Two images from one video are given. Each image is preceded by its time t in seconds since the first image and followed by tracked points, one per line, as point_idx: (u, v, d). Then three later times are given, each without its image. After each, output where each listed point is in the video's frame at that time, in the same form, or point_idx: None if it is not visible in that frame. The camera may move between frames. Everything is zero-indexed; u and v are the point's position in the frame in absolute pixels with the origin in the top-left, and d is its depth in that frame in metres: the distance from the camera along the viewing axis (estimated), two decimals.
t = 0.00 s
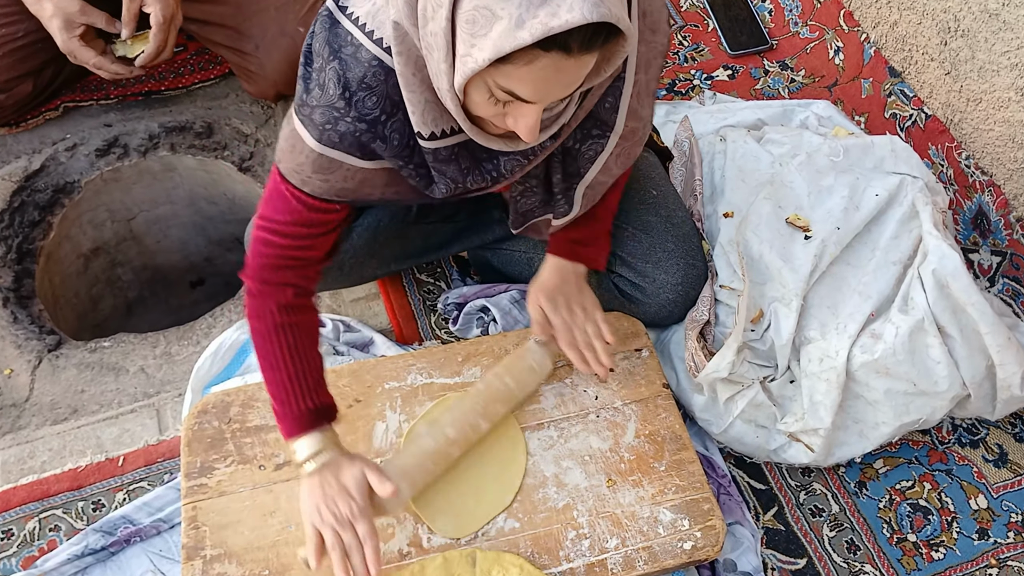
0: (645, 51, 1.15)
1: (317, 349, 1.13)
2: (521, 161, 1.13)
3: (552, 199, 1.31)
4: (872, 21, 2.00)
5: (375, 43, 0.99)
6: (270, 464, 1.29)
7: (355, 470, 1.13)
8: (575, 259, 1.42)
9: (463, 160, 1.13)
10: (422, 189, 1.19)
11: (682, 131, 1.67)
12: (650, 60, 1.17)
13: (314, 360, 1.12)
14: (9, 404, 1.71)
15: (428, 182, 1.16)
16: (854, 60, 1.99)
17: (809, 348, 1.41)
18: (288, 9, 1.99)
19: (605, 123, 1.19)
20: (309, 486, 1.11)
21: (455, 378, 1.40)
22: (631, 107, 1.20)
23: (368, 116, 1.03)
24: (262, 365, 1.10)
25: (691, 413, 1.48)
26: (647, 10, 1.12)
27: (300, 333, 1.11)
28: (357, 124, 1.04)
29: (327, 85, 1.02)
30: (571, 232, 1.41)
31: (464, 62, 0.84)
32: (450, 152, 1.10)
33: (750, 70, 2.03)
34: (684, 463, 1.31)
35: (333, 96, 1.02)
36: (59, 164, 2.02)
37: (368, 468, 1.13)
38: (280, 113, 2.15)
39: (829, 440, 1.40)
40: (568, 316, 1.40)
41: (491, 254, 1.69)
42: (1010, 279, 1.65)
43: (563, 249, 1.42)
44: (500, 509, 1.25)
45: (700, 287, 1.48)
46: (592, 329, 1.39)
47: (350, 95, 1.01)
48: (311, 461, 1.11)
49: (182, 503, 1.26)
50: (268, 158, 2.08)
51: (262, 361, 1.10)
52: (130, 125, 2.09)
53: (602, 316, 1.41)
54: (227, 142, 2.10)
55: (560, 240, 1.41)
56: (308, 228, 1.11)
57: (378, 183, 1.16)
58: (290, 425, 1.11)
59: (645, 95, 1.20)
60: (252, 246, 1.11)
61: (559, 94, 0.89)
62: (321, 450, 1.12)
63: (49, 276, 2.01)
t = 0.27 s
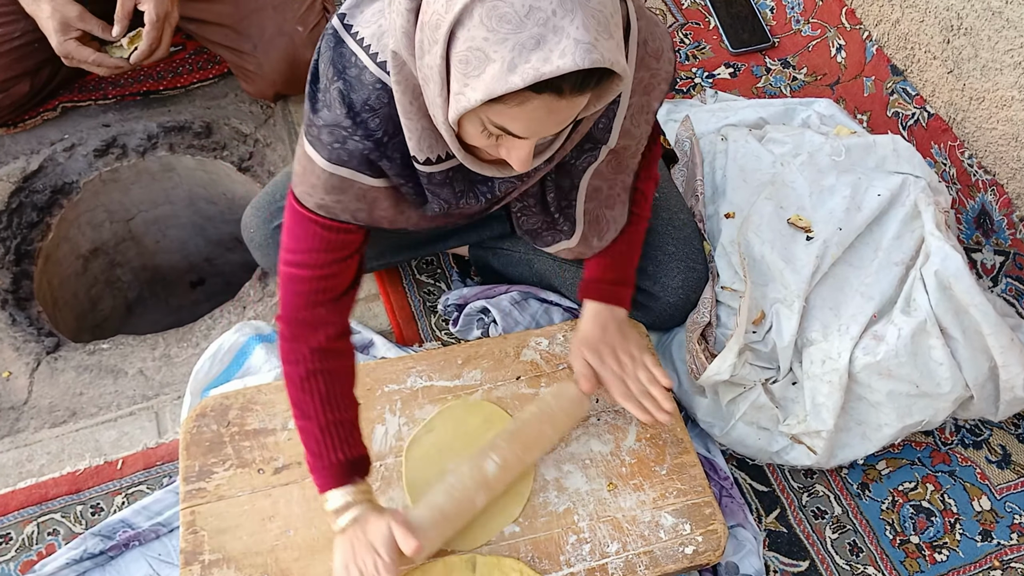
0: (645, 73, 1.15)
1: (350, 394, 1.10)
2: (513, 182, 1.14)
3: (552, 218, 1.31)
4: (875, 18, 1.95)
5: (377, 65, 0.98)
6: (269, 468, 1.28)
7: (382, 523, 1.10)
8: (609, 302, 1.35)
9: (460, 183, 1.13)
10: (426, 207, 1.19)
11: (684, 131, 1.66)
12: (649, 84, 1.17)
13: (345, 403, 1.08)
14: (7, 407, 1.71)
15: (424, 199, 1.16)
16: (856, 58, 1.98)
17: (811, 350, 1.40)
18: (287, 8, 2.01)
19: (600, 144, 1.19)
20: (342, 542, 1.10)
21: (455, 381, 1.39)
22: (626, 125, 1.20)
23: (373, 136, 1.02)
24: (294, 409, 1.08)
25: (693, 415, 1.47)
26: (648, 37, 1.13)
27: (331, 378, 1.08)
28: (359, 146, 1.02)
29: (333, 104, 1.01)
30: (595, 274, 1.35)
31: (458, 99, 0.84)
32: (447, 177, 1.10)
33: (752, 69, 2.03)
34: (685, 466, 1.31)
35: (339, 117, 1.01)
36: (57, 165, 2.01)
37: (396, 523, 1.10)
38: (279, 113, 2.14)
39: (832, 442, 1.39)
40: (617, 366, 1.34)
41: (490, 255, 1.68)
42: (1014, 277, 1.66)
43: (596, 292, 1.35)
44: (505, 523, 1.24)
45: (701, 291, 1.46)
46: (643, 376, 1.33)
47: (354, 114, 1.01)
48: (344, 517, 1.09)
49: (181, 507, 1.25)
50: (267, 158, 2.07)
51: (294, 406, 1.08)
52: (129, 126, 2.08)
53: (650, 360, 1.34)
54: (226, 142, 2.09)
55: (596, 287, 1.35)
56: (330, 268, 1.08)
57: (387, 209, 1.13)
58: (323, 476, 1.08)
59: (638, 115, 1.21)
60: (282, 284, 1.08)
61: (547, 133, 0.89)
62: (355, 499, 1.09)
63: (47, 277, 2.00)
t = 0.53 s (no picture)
0: (655, 79, 1.15)
1: (277, 319, 1.18)
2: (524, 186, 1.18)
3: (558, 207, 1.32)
4: (874, 19, 1.96)
5: (380, 70, 0.99)
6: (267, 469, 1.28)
7: (314, 444, 1.18)
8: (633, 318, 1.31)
9: (466, 189, 1.15)
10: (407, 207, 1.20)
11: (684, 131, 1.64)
12: (660, 88, 1.17)
13: (272, 323, 1.16)
14: (5, 407, 1.71)
15: (420, 203, 1.18)
16: (856, 58, 1.98)
17: (811, 351, 1.40)
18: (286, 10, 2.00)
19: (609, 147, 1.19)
20: (270, 459, 1.16)
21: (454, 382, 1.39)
22: (635, 131, 1.21)
23: (362, 140, 1.03)
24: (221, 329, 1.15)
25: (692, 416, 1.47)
26: (657, 38, 1.11)
27: (258, 301, 1.16)
28: (348, 147, 1.04)
29: (324, 103, 1.01)
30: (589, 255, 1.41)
31: (468, 103, 0.85)
32: (449, 183, 1.12)
33: (751, 68, 2.03)
34: (684, 467, 1.30)
35: (328, 117, 1.01)
36: (56, 164, 2.01)
37: (328, 443, 1.18)
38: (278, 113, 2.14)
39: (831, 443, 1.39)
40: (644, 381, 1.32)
41: (490, 256, 1.68)
42: (1013, 279, 1.65)
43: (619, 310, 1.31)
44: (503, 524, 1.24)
45: (700, 290, 1.47)
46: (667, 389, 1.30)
47: (346, 117, 1.01)
48: (270, 439, 1.16)
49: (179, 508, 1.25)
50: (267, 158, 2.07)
51: (225, 326, 1.14)
52: (128, 125, 2.08)
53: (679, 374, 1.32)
54: (225, 142, 2.08)
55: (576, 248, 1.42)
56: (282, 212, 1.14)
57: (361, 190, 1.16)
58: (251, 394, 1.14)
59: (650, 121, 1.21)
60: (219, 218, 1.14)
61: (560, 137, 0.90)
62: (280, 415, 1.16)
63: (46, 277, 2.00)
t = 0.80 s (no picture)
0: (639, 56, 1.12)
1: (375, 387, 1.10)
2: (511, 162, 1.12)
3: (546, 202, 1.30)
4: (874, 19, 1.97)
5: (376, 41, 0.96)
6: (267, 468, 1.28)
7: (405, 527, 1.12)
8: (659, 348, 1.29)
9: (455, 159, 1.12)
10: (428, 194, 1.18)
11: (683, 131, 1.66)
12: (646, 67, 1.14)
13: (365, 397, 1.08)
14: (5, 406, 1.71)
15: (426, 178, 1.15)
16: (856, 59, 1.98)
17: (810, 351, 1.40)
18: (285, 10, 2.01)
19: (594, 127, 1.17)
20: (359, 537, 1.10)
21: (453, 382, 1.39)
22: (625, 115, 1.16)
23: (378, 114, 1.02)
24: (314, 402, 1.08)
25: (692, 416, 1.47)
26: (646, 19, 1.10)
27: (357, 368, 1.08)
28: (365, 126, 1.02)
29: (335, 86, 1.00)
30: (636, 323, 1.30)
31: (432, 54, 0.84)
32: (444, 153, 1.08)
33: (750, 69, 2.02)
34: (683, 468, 1.31)
35: (343, 96, 1.00)
36: (55, 164, 2.01)
37: (421, 525, 1.12)
38: (278, 113, 2.14)
39: (830, 443, 1.39)
40: (673, 412, 1.30)
41: (489, 256, 1.68)
42: (1012, 279, 1.64)
43: (643, 342, 1.30)
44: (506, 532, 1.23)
45: (701, 290, 1.47)
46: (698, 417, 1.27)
47: (357, 93, 1.00)
48: (362, 514, 1.08)
49: (178, 507, 1.25)
50: (266, 157, 2.07)
51: (316, 401, 1.07)
52: (127, 125, 2.08)
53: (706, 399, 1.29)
54: (225, 141, 2.08)
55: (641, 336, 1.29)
56: (354, 266, 1.08)
57: (402, 191, 1.12)
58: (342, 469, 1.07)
59: (638, 103, 1.17)
60: (303, 275, 1.09)
61: (532, 90, 0.87)
62: (372, 498, 1.07)
63: (46, 276, 2.00)
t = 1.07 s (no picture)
0: (654, 111, 1.09)
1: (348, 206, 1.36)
2: (499, 180, 1.11)
3: (541, 214, 1.28)
4: (874, 18, 1.98)
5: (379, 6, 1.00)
6: (268, 467, 1.28)
7: (393, 330, 1.32)
8: (690, 394, 1.23)
9: (443, 161, 1.13)
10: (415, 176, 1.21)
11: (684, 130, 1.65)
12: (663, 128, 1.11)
13: (338, 206, 1.35)
14: (6, 404, 1.71)
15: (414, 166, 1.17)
16: (856, 57, 1.98)
17: (811, 350, 1.40)
18: (285, 9, 2.02)
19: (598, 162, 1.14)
20: (353, 322, 1.32)
21: (454, 380, 1.39)
22: (630, 163, 1.13)
23: (355, 78, 1.05)
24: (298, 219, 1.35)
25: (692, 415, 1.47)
26: (666, 75, 1.10)
27: (337, 212, 1.35)
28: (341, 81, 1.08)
29: (327, 33, 1.05)
30: (670, 365, 1.24)
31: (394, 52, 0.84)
32: (430, 150, 1.10)
33: (752, 67, 2.02)
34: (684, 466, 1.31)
35: (332, 45, 1.05)
36: (56, 162, 2.01)
37: (406, 328, 1.33)
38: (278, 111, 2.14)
39: (830, 441, 1.39)
40: (677, 457, 1.22)
41: (489, 254, 1.68)
42: (1013, 278, 1.64)
43: (675, 386, 1.24)
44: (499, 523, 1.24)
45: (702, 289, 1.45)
46: (693, 487, 1.20)
47: (345, 49, 1.04)
48: (353, 304, 1.33)
49: (179, 505, 1.25)
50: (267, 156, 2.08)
51: (305, 223, 1.35)
52: (128, 123, 2.08)
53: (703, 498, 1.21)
54: (226, 140, 2.08)
55: (674, 379, 1.24)
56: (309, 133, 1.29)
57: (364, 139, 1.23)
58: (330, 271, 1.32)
59: (648, 157, 1.13)
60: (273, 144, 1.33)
61: (493, 108, 0.84)
62: (361, 303, 1.33)
63: (47, 275, 2.00)
